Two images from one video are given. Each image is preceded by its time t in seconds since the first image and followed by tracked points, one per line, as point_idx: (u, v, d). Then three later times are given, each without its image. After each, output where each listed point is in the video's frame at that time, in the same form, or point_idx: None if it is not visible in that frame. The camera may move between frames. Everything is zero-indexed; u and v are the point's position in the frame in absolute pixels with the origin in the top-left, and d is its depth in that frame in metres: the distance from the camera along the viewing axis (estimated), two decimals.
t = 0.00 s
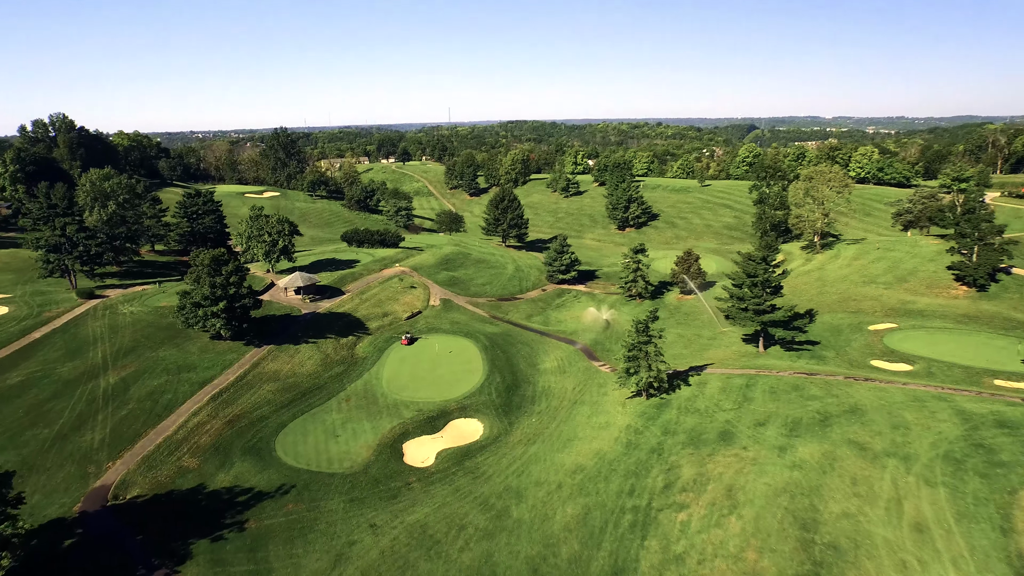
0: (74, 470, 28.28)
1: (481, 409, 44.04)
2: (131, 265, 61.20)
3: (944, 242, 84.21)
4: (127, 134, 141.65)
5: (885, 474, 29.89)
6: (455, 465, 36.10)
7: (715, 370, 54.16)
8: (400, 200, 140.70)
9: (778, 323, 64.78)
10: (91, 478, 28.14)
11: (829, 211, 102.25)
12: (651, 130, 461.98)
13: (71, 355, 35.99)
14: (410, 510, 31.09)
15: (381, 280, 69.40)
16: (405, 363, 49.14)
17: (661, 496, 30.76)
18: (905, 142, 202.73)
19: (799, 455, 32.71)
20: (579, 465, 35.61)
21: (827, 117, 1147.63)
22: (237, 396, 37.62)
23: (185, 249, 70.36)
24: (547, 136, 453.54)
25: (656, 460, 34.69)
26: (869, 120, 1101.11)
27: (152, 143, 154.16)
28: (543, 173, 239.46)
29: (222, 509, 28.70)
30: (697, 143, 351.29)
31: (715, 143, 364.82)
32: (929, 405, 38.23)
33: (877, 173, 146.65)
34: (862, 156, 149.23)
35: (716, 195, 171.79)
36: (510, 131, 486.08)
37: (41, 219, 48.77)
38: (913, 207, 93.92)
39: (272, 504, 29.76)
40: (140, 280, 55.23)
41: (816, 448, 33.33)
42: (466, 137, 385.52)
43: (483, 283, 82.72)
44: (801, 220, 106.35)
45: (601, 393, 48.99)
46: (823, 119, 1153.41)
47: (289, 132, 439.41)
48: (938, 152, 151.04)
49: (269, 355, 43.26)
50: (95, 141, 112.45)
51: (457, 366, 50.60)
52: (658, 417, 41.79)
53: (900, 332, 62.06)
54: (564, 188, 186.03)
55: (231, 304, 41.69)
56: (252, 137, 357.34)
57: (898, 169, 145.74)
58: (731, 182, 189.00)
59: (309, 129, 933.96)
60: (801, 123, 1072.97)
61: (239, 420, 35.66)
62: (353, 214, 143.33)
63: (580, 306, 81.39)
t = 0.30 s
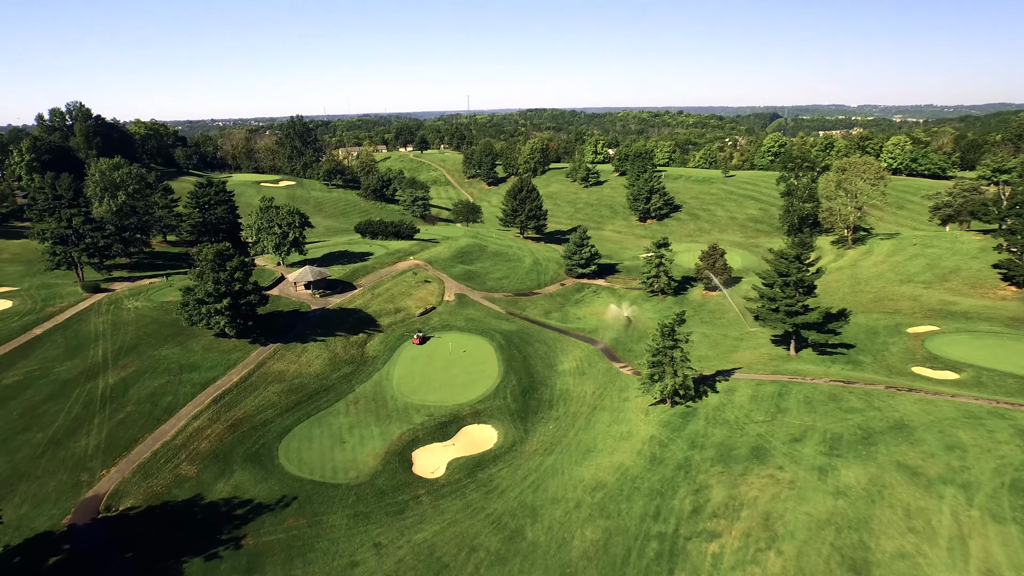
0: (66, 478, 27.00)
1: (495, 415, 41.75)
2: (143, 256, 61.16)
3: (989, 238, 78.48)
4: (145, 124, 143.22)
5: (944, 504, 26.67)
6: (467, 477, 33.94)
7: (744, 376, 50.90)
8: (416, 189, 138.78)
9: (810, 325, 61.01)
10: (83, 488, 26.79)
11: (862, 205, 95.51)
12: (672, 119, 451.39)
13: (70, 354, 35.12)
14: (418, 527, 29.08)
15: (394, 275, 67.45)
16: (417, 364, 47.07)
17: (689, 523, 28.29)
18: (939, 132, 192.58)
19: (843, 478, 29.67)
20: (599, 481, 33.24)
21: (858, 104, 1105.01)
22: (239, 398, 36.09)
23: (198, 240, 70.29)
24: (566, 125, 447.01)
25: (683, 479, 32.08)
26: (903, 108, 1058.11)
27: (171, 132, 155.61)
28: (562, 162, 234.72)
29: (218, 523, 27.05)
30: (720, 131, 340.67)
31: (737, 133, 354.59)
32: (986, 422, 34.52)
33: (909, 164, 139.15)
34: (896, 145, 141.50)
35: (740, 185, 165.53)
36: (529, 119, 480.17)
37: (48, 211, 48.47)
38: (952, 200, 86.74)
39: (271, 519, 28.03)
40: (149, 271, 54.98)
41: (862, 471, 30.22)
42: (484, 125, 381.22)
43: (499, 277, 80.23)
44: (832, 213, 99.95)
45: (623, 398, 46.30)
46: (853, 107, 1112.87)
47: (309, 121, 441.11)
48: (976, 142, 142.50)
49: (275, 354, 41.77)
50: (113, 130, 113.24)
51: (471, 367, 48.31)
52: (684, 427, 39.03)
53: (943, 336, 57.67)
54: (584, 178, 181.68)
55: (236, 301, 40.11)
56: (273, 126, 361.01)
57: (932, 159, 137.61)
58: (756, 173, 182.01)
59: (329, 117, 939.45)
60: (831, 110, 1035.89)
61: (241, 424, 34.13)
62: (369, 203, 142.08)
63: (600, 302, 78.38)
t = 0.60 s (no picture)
0: (54, 488, 25.70)
1: (508, 421, 39.47)
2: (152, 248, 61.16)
3: None
4: (160, 112, 144.07)
5: (1011, 545, 23.63)
6: (477, 492, 31.88)
7: (774, 383, 47.59)
8: (432, 178, 136.46)
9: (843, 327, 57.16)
10: (71, 499, 25.44)
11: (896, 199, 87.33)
12: (693, 107, 440.63)
13: (67, 352, 34.28)
14: (423, 548, 27.13)
15: (406, 269, 65.38)
16: (427, 365, 44.96)
17: (718, 557, 25.96)
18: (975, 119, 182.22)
19: (891, 509, 26.75)
20: (618, 500, 30.91)
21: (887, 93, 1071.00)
22: (239, 402, 34.62)
23: (208, 230, 70.23)
24: (584, 113, 439.79)
25: (710, 502, 29.58)
26: (932, 95, 1021.87)
27: (186, 120, 156.08)
28: (580, 151, 229.68)
29: (211, 540, 25.40)
30: (741, 119, 330.54)
31: (759, 121, 344.28)
32: None
33: (943, 155, 131.60)
34: (929, 135, 134.15)
35: (765, 176, 159.37)
36: (547, 108, 474.22)
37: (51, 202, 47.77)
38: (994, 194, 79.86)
39: (267, 536, 26.33)
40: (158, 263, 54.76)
41: (913, 501, 27.24)
42: (501, 113, 376.20)
43: (515, 271, 77.66)
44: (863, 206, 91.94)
45: (644, 404, 43.61)
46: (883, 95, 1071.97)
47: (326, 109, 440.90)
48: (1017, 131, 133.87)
49: (278, 354, 40.24)
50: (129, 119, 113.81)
51: (484, 368, 46.01)
52: (710, 441, 36.32)
53: (988, 341, 53.48)
54: (602, 168, 177.16)
55: (238, 298, 38.59)
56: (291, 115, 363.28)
57: (969, 149, 129.01)
58: (780, 163, 175.26)
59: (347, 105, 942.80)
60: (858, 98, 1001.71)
61: (240, 430, 32.62)
62: (383, 192, 140.41)
63: (619, 298, 75.36)
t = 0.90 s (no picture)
0: (37, 502, 24.40)
1: (521, 431, 37.08)
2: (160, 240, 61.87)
3: None
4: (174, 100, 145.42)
5: None
6: (486, 511, 29.69)
7: (806, 394, 43.91)
8: (447, 168, 134.09)
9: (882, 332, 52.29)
10: (55, 514, 24.07)
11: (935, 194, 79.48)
12: (714, 95, 429.44)
13: (61, 353, 33.50)
14: None
15: (418, 264, 63.21)
16: (436, 368, 42.77)
17: None
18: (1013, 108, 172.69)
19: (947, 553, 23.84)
20: (637, 526, 28.55)
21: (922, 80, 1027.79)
22: (237, 408, 33.18)
23: (217, 221, 70.86)
24: (602, 102, 432.45)
25: (740, 534, 27.07)
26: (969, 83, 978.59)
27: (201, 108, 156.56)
28: (599, 141, 224.34)
29: (200, 562, 23.68)
30: (764, 109, 320.08)
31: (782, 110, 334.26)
32: None
33: (981, 147, 124.28)
34: (967, 124, 126.75)
35: (790, 168, 153.03)
36: (564, 96, 467.30)
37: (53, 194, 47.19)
38: None
39: (260, 558, 24.56)
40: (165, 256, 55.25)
41: (973, 544, 24.27)
42: (518, 101, 370.68)
43: (530, 266, 75.03)
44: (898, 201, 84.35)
45: (665, 414, 41.01)
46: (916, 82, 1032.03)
47: (344, 98, 440.30)
48: None
49: (279, 356, 38.70)
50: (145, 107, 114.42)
51: (496, 372, 43.62)
52: (739, 459, 33.59)
53: None
54: (622, 158, 172.40)
55: (239, 297, 37.05)
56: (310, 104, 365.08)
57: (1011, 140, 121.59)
58: (806, 154, 168.30)
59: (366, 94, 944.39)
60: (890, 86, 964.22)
61: (237, 439, 31.08)
62: (398, 182, 138.69)
63: (639, 296, 72.28)
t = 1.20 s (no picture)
0: (20, 519, 23.14)
1: (534, 444, 34.66)
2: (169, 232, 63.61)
3: None
4: (190, 88, 147.47)
5: None
6: (495, 536, 27.55)
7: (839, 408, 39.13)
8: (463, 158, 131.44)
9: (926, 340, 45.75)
10: (36, 533, 22.75)
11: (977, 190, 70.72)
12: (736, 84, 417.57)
13: (56, 355, 32.51)
14: None
15: (431, 260, 60.98)
16: (447, 373, 40.50)
17: None
18: None
19: None
20: (658, 561, 26.15)
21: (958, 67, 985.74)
22: (236, 416, 31.69)
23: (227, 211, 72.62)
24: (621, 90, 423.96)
25: None
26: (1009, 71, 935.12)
27: (216, 96, 157.03)
28: (619, 130, 218.80)
29: None
30: (788, 98, 308.90)
31: (808, 99, 323.38)
32: None
33: None
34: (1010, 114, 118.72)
35: (817, 160, 146.43)
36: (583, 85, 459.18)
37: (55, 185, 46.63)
38: None
39: None
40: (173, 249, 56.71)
41: None
42: (536, 90, 365.11)
43: (547, 262, 72.17)
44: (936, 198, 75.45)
45: (689, 426, 38.18)
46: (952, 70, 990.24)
47: (362, 87, 439.17)
48: None
49: (281, 360, 37.15)
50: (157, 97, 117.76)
51: (511, 377, 41.11)
52: (773, 483, 30.69)
53: None
54: (642, 149, 167.46)
55: (239, 297, 35.80)
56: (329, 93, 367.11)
57: None
58: (833, 145, 161.10)
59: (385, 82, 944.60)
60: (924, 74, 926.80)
61: (234, 450, 29.53)
62: (413, 172, 136.63)
63: (660, 295, 69.08)
